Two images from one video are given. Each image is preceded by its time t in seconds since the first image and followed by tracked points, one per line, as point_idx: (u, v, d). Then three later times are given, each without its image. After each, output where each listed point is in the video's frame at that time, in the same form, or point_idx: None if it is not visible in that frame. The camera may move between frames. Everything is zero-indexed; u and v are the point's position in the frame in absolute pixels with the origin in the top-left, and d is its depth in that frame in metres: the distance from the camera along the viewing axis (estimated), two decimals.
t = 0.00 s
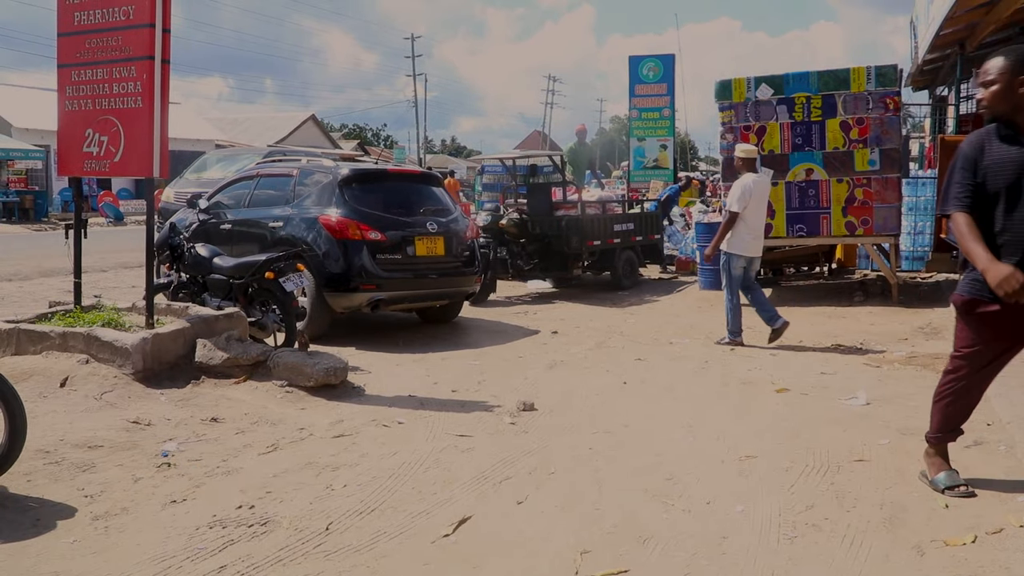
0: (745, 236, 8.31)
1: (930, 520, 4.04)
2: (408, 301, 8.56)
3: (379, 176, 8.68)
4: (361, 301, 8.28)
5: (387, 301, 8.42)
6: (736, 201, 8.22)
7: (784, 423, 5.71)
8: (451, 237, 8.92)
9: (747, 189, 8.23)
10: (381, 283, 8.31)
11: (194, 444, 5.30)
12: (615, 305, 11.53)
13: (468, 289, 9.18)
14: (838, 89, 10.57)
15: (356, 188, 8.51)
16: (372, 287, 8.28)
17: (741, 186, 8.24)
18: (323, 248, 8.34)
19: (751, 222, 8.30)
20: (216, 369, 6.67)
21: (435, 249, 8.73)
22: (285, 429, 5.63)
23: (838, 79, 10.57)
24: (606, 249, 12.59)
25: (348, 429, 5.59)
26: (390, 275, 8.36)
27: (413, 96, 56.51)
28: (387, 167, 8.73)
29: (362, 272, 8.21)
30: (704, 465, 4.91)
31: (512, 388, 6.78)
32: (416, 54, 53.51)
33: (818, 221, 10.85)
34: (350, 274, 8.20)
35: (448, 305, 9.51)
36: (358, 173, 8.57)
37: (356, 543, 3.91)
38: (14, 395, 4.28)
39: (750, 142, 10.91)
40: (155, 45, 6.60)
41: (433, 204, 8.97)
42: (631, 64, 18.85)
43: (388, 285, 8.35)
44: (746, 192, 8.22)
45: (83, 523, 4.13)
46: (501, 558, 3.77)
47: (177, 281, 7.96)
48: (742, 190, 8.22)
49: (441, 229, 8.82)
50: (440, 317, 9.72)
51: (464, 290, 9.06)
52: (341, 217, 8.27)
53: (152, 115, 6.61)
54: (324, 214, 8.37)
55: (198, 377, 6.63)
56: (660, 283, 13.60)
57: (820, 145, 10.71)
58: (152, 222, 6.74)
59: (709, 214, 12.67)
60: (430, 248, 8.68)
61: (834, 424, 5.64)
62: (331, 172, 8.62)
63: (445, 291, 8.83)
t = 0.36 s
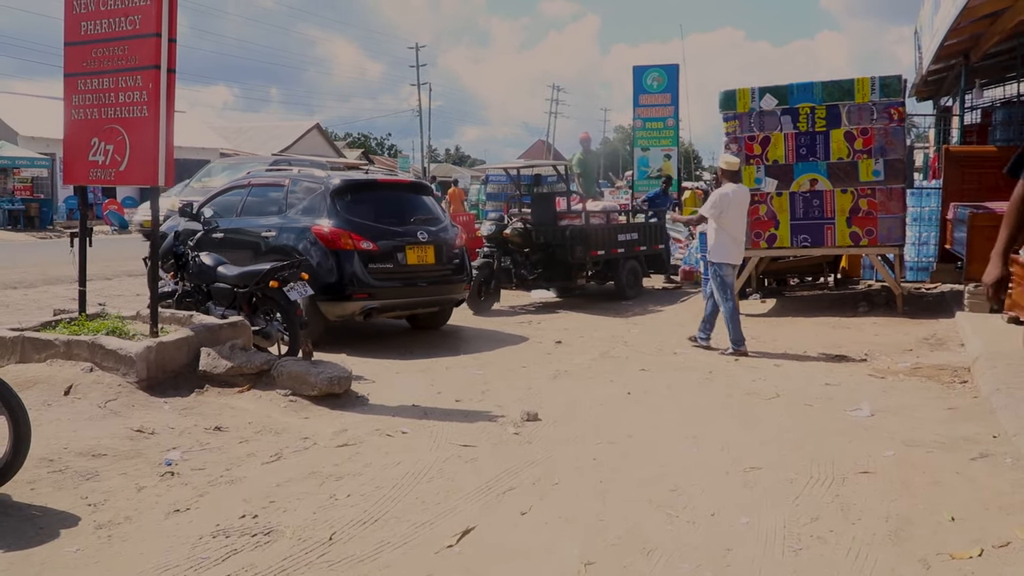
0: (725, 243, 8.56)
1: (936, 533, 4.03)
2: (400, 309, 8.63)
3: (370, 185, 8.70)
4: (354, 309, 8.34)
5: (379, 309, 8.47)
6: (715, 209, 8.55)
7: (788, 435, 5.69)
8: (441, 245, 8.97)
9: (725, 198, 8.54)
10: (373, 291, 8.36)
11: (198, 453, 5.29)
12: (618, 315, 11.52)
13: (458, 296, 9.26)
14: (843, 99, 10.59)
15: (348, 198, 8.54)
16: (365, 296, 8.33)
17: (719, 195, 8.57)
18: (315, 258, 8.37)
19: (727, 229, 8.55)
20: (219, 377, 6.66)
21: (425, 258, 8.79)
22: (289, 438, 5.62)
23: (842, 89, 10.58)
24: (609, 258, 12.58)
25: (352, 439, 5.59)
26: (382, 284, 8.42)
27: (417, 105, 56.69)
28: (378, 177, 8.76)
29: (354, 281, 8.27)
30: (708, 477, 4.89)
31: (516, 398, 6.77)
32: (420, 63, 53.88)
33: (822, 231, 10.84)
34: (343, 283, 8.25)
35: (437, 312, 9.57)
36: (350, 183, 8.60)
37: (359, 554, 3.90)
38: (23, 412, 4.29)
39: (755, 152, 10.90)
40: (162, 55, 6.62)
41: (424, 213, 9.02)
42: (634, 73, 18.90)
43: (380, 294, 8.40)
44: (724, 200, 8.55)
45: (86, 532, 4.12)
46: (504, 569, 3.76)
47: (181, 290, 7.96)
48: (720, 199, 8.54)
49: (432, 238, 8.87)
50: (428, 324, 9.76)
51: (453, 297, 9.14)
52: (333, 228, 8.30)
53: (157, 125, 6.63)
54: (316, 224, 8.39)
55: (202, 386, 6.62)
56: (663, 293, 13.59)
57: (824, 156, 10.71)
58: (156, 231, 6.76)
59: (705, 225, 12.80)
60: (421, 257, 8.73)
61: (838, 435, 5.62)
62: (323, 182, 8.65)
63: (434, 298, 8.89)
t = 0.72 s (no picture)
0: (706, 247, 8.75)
1: (944, 540, 4.01)
2: (389, 313, 8.71)
3: (359, 192, 8.79)
4: (345, 312, 8.42)
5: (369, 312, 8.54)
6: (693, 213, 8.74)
7: (795, 441, 5.67)
8: (429, 251, 9.06)
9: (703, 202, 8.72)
10: (363, 295, 8.43)
11: (204, 459, 5.30)
12: (624, 321, 11.51)
13: (445, 301, 9.35)
14: (848, 105, 10.57)
15: (338, 204, 8.62)
16: (355, 299, 8.41)
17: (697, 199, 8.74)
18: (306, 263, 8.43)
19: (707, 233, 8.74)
20: (225, 384, 6.66)
21: (414, 263, 8.87)
22: (294, 444, 5.62)
23: (847, 95, 10.56)
24: (615, 264, 12.59)
25: (358, 445, 5.58)
26: (372, 288, 8.50)
27: (422, 112, 56.76)
28: (367, 184, 8.84)
29: (345, 286, 8.34)
30: (714, 483, 4.88)
31: (521, 404, 6.76)
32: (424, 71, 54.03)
33: (828, 237, 10.82)
34: (334, 287, 8.32)
35: (425, 315, 9.65)
36: (339, 190, 8.68)
37: (366, 560, 3.90)
38: (32, 422, 4.29)
39: (760, 158, 10.90)
40: (168, 61, 6.64)
41: (412, 219, 9.10)
42: (640, 79, 18.91)
43: (370, 298, 8.48)
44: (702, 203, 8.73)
45: (92, 538, 4.13)
46: None
47: (187, 296, 7.97)
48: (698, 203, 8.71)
49: (420, 244, 8.94)
50: (415, 326, 9.85)
51: (441, 301, 9.20)
52: (324, 233, 8.36)
53: (163, 132, 6.65)
54: (307, 229, 8.46)
55: (207, 393, 6.63)
56: (669, 299, 13.59)
57: (830, 162, 10.70)
58: (163, 238, 6.78)
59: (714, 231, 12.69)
60: (409, 262, 8.80)
61: (845, 442, 5.60)
62: (313, 189, 8.73)
63: (422, 303, 8.95)
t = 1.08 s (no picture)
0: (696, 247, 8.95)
1: (950, 542, 4.00)
2: (373, 312, 8.94)
3: (345, 195, 9.03)
4: (331, 310, 8.65)
5: (354, 310, 8.80)
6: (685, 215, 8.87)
7: (800, 443, 5.67)
8: (413, 252, 9.30)
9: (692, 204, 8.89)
10: (349, 294, 8.67)
11: (210, 461, 5.31)
12: (628, 323, 11.51)
13: (428, 300, 9.59)
14: (853, 107, 10.56)
15: (325, 206, 8.86)
16: (341, 298, 8.64)
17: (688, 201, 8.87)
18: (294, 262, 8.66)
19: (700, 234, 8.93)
20: (230, 386, 6.67)
21: (398, 263, 9.11)
22: (300, 446, 5.63)
23: (852, 97, 10.55)
24: (620, 266, 12.59)
25: (363, 447, 5.59)
26: (357, 287, 8.73)
27: (426, 114, 56.84)
28: (353, 187, 9.09)
29: (331, 285, 8.57)
30: (719, 485, 4.87)
31: (526, 406, 6.76)
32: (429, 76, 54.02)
33: (833, 239, 10.81)
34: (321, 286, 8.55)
35: (408, 314, 9.87)
36: (326, 192, 8.92)
37: (371, 562, 3.90)
38: (37, 423, 4.30)
39: (765, 160, 10.90)
40: (173, 65, 6.65)
41: (396, 221, 9.34)
42: (644, 82, 18.92)
43: (355, 297, 8.72)
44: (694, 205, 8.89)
45: (98, 540, 4.14)
46: None
47: (192, 298, 7.95)
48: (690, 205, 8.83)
49: (404, 245, 9.18)
50: (398, 326, 10.10)
51: (424, 301, 9.43)
52: (312, 234, 8.60)
53: (168, 135, 6.66)
54: (295, 230, 8.68)
55: (213, 395, 6.64)
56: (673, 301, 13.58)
57: (835, 164, 10.69)
58: (169, 241, 6.79)
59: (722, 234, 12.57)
60: (394, 263, 9.04)
61: (850, 444, 5.60)
62: (301, 191, 8.96)
63: (405, 302, 9.19)
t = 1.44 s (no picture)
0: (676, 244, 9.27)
1: (958, 539, 3.99)
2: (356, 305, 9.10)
3: (328, 190, 9.18)
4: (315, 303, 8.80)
5: (338, 303, 8.95)
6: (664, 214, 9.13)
7: (806, 439, 5.66)
8: (395, 246, 9.46)
9: (670, 202, 9.17)
10: (332, 287, 8.82)
11: (216, 457, 5.32)
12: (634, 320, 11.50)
13: (409, 293, 9.75)
14: (860, 103, 10.52)
15: (309, 201, 9.01)
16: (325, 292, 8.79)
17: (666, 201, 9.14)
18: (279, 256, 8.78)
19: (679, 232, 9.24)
20: (237, 382, 6.68)
21: (380, 257, 9.26)
22: (306, 442, 5.64)
23: (859, 93, 10.51)
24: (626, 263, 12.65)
25: (369, 443, 5.60)
26: (340, 281, 8.89)
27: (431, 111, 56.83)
28: (336, 182, 9.24)
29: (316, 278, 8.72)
30: (725, 481, 4.87)
31: (532, 402, 6.76)
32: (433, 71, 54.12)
33: (840, 235, 10.78)
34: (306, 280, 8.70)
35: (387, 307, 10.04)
36: (310, 188, 9.07)
37: (378, 557, 3.91)
38: (45, 419, 4.31)
39: (771, 156, 10.87)
40: (179, 61, 6.66)
41: (378, 216, 9.49)
42: (650, 78, 18.91)
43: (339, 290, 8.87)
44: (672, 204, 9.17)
45: (105, 535, 4.15)
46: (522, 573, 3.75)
47: (198, 295, 8.00)
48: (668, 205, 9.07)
49: (386, 238, 9.33)
50: (379, 317, 10.24)
51: (405, 293, 9.60)
52: (296, 228, 8.75)
53: (175, 130, 6.66)
54: (279, 225, 8.82)
55: (219, 391, 6.64)
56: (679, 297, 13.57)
57: (842, 160, 10.66)
58: (175, 236, 6.80)
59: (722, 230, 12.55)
60: (376, 256, 9.20)
61: (857, 440, 5.59)
62: (285, 187, 9.11)
63: (387, 294, 9.35)
